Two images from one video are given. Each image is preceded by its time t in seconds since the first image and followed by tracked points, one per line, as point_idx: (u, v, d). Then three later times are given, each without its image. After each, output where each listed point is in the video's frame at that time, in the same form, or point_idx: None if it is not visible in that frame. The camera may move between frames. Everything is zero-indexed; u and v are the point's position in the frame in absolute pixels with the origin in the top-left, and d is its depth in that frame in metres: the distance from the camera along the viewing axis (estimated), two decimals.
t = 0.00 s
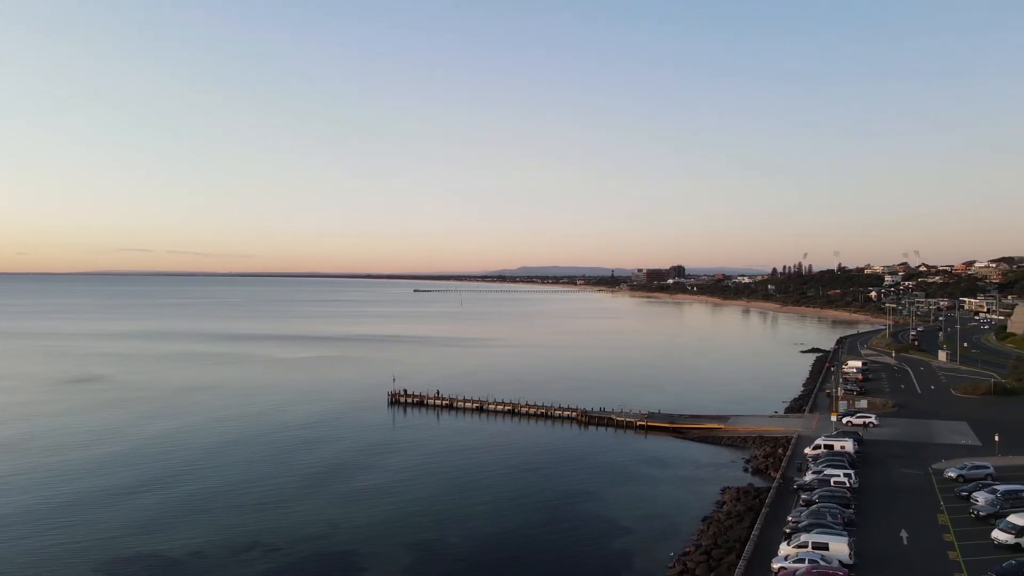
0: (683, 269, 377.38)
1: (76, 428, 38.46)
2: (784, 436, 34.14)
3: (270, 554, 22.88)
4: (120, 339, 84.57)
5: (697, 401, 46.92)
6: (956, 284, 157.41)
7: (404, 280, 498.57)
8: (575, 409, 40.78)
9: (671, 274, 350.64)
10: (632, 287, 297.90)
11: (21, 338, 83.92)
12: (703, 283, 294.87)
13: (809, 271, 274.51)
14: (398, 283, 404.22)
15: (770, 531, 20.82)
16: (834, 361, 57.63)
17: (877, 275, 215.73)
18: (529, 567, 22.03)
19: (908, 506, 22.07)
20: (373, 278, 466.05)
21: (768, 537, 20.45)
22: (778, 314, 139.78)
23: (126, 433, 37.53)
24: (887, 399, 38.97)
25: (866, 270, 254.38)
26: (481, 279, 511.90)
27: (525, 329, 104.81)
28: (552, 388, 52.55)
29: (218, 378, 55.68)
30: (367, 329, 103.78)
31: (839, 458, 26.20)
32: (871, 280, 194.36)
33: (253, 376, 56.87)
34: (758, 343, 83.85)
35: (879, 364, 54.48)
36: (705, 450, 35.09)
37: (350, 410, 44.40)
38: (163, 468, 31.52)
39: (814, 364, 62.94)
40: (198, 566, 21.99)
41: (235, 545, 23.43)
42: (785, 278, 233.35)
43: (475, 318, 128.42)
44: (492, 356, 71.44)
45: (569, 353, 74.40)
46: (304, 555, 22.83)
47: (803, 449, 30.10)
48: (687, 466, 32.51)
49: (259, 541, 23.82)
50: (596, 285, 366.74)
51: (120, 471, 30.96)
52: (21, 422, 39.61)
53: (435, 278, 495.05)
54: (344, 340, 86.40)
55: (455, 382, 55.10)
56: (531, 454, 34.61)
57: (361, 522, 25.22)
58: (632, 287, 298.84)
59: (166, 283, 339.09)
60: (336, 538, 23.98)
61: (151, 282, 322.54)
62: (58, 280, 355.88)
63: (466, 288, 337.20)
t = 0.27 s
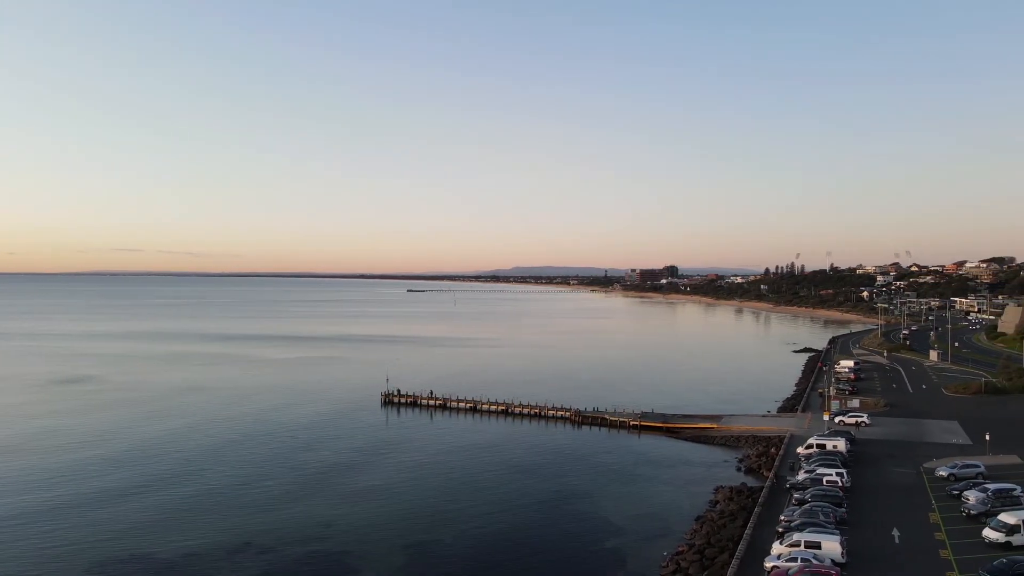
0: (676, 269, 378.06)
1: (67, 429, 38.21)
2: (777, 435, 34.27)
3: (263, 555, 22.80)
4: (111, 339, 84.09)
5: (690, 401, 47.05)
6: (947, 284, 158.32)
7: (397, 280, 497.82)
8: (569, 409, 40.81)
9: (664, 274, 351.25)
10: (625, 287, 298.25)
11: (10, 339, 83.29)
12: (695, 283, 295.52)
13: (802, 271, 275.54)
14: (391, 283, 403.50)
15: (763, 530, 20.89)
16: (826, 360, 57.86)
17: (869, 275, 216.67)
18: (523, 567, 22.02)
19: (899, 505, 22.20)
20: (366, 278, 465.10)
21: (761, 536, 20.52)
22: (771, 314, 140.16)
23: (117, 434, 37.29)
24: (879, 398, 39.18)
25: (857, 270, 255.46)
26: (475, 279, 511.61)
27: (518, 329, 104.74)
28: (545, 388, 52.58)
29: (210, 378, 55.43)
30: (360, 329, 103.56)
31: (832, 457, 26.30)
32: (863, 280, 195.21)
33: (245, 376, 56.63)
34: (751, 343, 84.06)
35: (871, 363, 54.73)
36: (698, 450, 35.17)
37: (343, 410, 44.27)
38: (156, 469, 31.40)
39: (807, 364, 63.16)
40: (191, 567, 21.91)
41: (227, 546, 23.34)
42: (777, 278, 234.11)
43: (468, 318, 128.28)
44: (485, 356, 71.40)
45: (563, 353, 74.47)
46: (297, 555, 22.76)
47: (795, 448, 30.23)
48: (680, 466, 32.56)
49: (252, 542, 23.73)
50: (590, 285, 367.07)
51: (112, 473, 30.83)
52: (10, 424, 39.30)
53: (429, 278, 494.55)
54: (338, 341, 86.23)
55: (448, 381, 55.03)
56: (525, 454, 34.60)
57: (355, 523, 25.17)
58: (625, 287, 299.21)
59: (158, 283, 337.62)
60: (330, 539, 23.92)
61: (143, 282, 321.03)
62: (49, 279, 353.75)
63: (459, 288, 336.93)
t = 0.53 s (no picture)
0: (669, 270, 378.93)
1: (58, 429, 37.97)
2: (769, 434, 34.35)
3: (255, 556, 22.67)
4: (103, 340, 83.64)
5: (683, 400, 47.14)
6: (938, 284, 159.12)
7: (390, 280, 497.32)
8: (562, 408, 40.81)
9: (658, 274, 352.03)
10: (619, 288, 298.72)
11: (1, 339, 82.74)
12: (689, 283, 296.15)
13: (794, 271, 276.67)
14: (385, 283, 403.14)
15: (756, 530, 20.92)
16: (819, 360, 58.02)
17: (861, 275, 217.56)
18: (518, 567, 21.98)
19: (891, 504, 22.31)
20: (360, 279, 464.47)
21: (754, 535, 20.55)
22: (763, 314, 140.57)
23: (108, 435, 37.07)
24: (871, 398, 39.39)
25: (850, 270, 256.51)
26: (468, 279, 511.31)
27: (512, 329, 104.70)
28: (539, 388, 52.57)
29: (203, 379, 55.21)
30: (353, 329, 103.33)
31: (824, 457, 26.37)
32: (855, 280, 196.06)
33: (238, 377, 56.42)
34: (744, 343, 84.24)
35: (863, 363, 54.91)
36: (691, 449, 35.26)
37: (336, 411, 44.14)
38: (148, 469, 31.25)
39: (800, 363, 63.37)
40: (183, 568, 21.80)
41: (219, 547, 23.21)
42: (770, 278, 234.83)
43: (461, 318, 128.19)
44: (479, 356, 71.33)
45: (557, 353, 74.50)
46: (289, 556, 22.67)
47: (787, 448, 30.30)
48: (675, 466, 32.56)
49: (245, 543, 23.60)
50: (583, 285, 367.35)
51: (104, 473, 30.66)
52: None
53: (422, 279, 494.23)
54: (331, 341, 86.06)
55: (443, 381, 55.00)
56: (518, 454, 34.57)
57: (349, 523, 25.08)
58: (618, 287, 299.66)
59: (150, 284, 336.32)
60: (321, 540, 23.81)
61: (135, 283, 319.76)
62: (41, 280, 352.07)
63: (453, 288, 337.11)
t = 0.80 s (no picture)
0: (662, 270, 379.63)
1: (49, 430, 37.71)
2: (762, 434, 34.46)
3: (248, 556, 22.60)
4: (94, 340, 83.11)
5: (677, 400, 47.23)
6: (929, 284, 159.98)
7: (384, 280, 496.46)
8: (555, 408, 40.84)
9: (651, 274, 352.77)
10: (612, 288, 298.99)
11: None
12: (682, 283, 296.72)
13: (787, 271, 277.65)
14: (378, 283, 402.42)
15: (748, 529, 20.97)
16: (811, 360, 58.23)
17: (853, 275, 218.52)
18: (512, 567, 21.96)
19: (883, 502, 22.41)
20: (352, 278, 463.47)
21: (746, 534, 20.60)
22: (756, 314, 140.99)
23: (99, 435, 36.85)
24: (863, 397, 39.55)
25: (842, 270, 257.62)
26: (461, 279, 510.89)
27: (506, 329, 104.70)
28: (532, 388, 52.57)
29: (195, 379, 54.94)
30: (346, 329, 103.09)
31: (816, 456, 26.46)
32: (847, 279, 196.91)
33: (229, 377, 56.16)
34: (736, 343, 84.48)
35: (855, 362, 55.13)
36: (684, 449, 35.33)
37: (329, 411, 44.03)
38: (140, 469, 31.11)
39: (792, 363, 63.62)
40: (174, 569, 21.68)
41: (212, 547, 23.12)
42: (763, 278, 235.54)
43: (455, 318, 128.07)
44: (472, 356, 71.26)
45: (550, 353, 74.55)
46: (282, 556, 22.61)
47: (779, 447, 30.41)
48: (668, 465, 32.61)
49: (237, 544, 23.51)
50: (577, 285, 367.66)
51: (96, 473, 30.50)
52: None
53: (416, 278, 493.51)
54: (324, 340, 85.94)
55: (436, 382, 54.93)
56: (511, 454, 34.54)
57: (341, 523, 25.03)
58: (612, 287, 299.90)
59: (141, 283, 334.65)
60: (314, 540, 23.74)
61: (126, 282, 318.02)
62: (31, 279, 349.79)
63: (446, 288, 336.76)
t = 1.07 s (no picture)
0: (655, 269, 380.30)
1: (40, 431, 37.50)
2: (755, 434, 34.57)
3: (241, 557, 22.53)
4: (85, 340, 82.65)
5: (670, 400, 47.33)
6: (921, 284, 160.77)
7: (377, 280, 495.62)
8: (549, 408, 40.86)
9: (644, 274, 353.42)
10: (606, 288, 299.25)
11: None
12: (675, 283, 297.32)
13: (780, 271, 278.62)
14: (372, 283, 401.88)
15: (741, 528, 21.03)
16: (804, 360, 58.43)
17: (845, 275, 219.41)
18: (506, 567, 21.94)
19: (875, 501, 22.51)
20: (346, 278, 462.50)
21: (739, 534, 20.67)
22: (749, 313, 141.39)
23: (90, 436, 36.67)
24: (855, 396, 39.71)
25: (834, 270, 258.70)
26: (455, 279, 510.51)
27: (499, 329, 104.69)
28: (526, 388, 52.58)
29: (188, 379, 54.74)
30: (339, 329, 102.89)
31: (809, 456, 26.54)
32: (840, 279, 197.71)
33: (222, 378, 55.94)
34: (730, 343, 84.70)
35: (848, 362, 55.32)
36: (677, 449, 35.41)
37: (322, 411, 43.94)
38: (132, 470, 30.97)
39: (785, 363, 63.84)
40: (166, 570, 21.57)
41: (204, 548, 23.04)
42: (756, 278, 236.29)
43: (448, 318, 127.95)
44: (466, 356, 71.23)
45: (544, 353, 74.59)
46: (275, 557, 22.54)
47: (772, 446, 30.52)
48: (661, 465, 32.64)
49: (230, 545, 23.44)
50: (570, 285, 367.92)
51: (86, 474, 30.34)
52: None
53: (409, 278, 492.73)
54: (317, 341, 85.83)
55: (430, 382, 54.87)
56: (504, 454, 34.53)
57: (334, 524, 24.98)
58: (605, 287, 300.17)
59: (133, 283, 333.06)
60: (307, 540, 23.68)
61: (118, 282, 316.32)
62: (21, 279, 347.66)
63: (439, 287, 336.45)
